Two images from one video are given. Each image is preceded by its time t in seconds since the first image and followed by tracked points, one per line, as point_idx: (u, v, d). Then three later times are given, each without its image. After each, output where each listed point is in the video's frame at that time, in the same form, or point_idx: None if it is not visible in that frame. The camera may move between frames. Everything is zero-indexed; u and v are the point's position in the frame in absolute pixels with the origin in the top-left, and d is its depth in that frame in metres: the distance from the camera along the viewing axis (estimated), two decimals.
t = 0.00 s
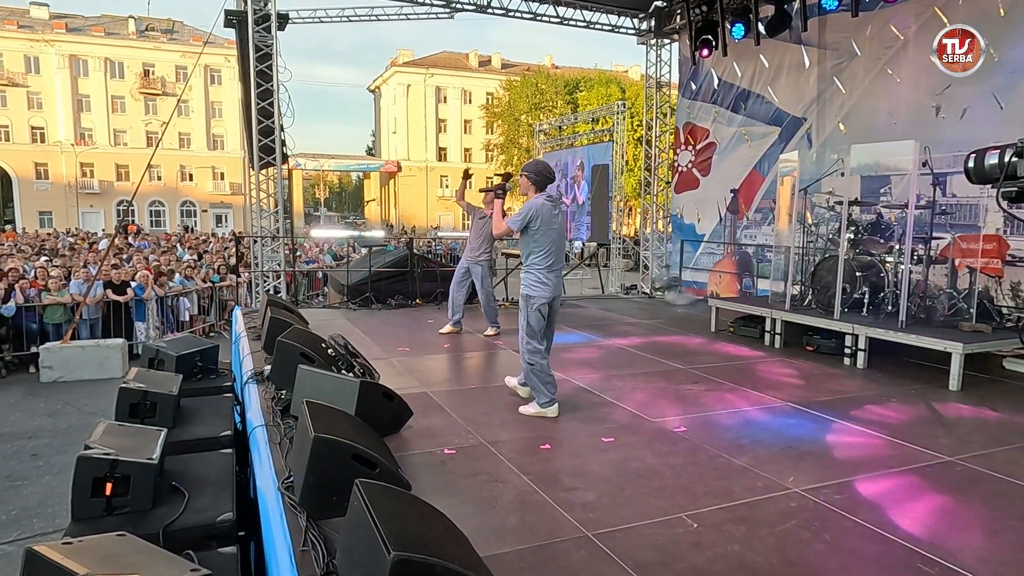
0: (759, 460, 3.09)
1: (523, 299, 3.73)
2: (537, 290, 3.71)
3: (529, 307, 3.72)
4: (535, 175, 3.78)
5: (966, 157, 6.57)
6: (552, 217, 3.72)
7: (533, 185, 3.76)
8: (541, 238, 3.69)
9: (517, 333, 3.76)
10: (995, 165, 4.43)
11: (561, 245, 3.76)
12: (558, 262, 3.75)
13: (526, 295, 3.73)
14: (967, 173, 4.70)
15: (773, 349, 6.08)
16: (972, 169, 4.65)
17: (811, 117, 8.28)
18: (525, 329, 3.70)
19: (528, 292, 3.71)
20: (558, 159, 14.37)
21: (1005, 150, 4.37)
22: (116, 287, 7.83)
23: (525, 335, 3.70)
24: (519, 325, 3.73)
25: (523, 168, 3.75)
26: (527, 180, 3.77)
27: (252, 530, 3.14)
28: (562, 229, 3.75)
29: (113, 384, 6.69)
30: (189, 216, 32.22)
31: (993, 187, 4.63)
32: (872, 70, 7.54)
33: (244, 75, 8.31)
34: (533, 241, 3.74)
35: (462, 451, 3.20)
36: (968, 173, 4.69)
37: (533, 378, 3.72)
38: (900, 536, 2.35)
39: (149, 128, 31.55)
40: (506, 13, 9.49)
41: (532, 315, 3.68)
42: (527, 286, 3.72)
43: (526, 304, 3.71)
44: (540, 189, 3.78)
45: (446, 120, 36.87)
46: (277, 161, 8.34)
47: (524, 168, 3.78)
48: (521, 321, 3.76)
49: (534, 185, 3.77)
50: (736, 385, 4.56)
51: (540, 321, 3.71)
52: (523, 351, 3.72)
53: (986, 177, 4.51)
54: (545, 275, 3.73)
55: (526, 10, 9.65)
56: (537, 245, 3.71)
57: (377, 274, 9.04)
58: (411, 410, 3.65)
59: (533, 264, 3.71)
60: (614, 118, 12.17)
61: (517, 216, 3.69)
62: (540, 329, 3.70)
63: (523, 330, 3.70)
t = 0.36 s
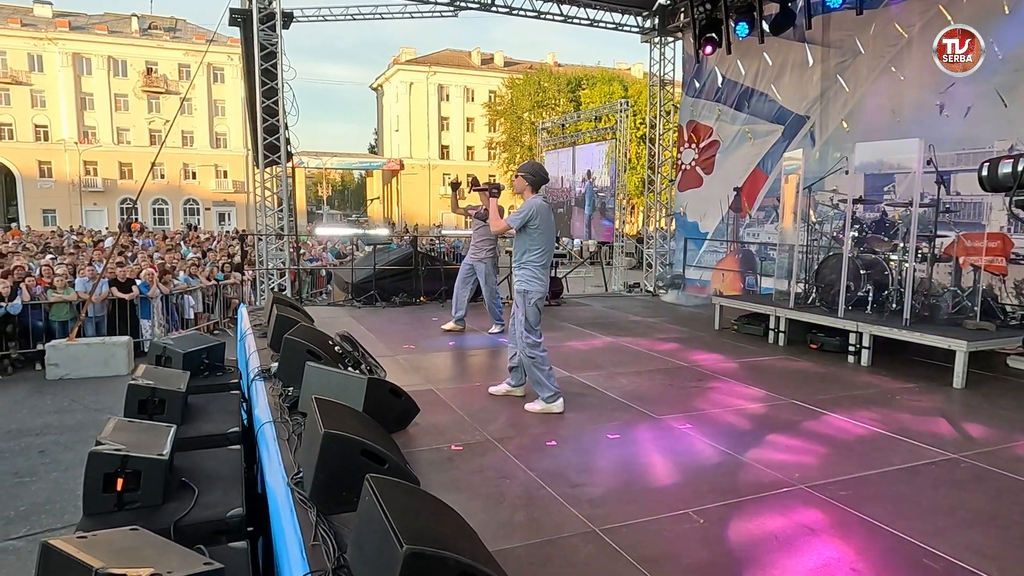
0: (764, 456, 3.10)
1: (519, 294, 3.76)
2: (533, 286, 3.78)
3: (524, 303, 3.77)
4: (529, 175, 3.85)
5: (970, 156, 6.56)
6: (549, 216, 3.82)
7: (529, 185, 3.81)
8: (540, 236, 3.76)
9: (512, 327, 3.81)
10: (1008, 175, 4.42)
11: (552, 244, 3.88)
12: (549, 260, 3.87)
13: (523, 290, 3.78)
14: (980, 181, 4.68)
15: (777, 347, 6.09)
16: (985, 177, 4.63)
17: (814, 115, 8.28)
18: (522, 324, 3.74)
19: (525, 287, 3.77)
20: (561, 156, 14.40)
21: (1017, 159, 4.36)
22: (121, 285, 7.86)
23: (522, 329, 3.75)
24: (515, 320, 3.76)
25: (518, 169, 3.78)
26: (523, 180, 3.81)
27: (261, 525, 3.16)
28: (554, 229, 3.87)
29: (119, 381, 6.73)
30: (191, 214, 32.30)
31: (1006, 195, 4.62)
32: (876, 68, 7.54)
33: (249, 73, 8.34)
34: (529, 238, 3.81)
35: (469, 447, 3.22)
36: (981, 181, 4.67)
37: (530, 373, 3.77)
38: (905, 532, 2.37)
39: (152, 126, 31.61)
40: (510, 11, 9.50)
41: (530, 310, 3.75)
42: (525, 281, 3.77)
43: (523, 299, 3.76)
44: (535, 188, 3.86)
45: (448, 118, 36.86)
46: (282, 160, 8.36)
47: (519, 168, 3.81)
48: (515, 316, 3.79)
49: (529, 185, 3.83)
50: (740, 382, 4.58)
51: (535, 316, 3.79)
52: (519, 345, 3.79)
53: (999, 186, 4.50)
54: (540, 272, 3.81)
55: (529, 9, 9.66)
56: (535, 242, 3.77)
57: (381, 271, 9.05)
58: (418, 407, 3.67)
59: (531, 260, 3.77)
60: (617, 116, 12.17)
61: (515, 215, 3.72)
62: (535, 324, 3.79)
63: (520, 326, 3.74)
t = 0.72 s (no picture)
0: (769, 451, 3.13)
1: (522, 287, 3.79)
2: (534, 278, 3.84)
3: (525, 295, 3.81)
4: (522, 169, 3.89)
5: (973, 153, 6.57)
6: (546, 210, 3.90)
7: (525, 179, 3.85)
8: (540, 229, 3.83)
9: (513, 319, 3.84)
10: None
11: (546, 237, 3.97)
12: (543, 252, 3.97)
13: (524, 282, 3.82)
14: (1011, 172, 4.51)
15: (781, 344, 6.11)
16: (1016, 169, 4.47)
17: (817, 112, 8.28)
18: (525, 315, 3.79)
19: (528, 279, 3.81)
20: (563, 153, 14.42)
21: None
22: (126, 281, 7.89)
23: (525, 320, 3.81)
24: (517, 312, 3.79)
25: (515, 164, 3.80)
26: (518, 175, 3.84)
27: (270, 519, 3.20)
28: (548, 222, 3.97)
29: (126, 377, 6.78)
30: (194, 211, 32.36)
31: None
32: (880, 65, 7.53)
33: (253, 70, 8.35)
34: (528, 231, 3.86)
35: (477, 442, 3.25)
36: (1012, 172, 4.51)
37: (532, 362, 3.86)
38: (908, 525, 2.40)
39: (154, 122, 31.62)
40: (514, 8, 9.50)
41: (532, 302, 3.81)
42: (527, 274, 3.81)
43: (525, 291, 3.80)
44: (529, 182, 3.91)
45: (450, 114, 36.84)
46: (286, 157, 8.38)
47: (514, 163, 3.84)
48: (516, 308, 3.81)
49: (524, 180, 3.87)
50: (745, 378, 4.60)
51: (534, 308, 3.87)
52: (523, 336, 3.83)
53: None
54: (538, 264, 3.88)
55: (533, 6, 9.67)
56: (536, 235, 3.83)
57: (385, 268, 9.11)
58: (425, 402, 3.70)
59: (532, 252, 3.82)
60: (620, 113, 12.16)
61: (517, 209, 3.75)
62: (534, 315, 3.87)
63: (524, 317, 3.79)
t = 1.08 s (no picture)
0: (773, 445, 3.15)
1: (540, 284, 3.83)
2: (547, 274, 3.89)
3: (542, 291, 3.86)
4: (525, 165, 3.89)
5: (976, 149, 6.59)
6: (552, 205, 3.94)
7: (529, 175, 3.86)
8: (549, 223, 3.86)
9: (531, 314, 3.85)
10: None
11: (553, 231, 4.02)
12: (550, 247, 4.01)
13: (539, 278, 3.85)
14: None
15: (783, 340, 6.13)
16: None
17: (820, 109, 8.28)
18: (544, 311, 3.84)
19: (543, 274, 3.84)
20: (566, 150, 14.45)
21: None
22: (131, 278, 7.92)
23: (544, 316, 3.85)
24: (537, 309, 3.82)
25: (520, 160, 3.80)
26: (523, 171, 3.84)
27: (278, 512, 3.24)
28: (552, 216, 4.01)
29: (131, 373, 6.82)
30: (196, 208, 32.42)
31: None
32: (883, 62, 7.53)
33: (257, 67, 8.38)
34: (536, 226, 3.87)
35: (483, 436, 3.27)
36: None
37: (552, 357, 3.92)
38: (912, 518, 2.43)
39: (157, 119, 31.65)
40: (517, 5, 9.51)
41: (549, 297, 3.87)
42: (541, 269, 3.84)
43: (543, 287, 3.85)
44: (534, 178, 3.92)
45: (452, 111, 36.83)
46: (291, 154, 8.41)
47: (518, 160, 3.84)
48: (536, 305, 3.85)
49: (529, 176, 3.87)
50: (748, 374, 4.62)
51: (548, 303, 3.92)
52: (542, 331, 3.85)
53: None
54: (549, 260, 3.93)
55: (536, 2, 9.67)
56: (546, 230, 3.86)
57: (389, 264, 9.13)
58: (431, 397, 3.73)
59: (544, 248, 3.85)
60: (623, 110, 12.15)
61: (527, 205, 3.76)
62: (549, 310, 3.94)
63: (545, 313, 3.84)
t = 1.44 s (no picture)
0: (780, 441, 3.16)
1: (564, 283, 3.82)
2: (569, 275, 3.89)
3: (565, 291, 3.85)
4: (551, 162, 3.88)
5: (980, 146, 6.61)
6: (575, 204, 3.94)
7: (554, 172, 3.86)
8: (575, 220, 3.86)
9: (554, 314, 3.83)
10: None
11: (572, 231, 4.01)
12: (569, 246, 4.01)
13: (563, 278, 3.84)
14: None
15: (787, 336, 6.14)
16: None
17: (824, 105, 8.28)
18: (566, 311, 3.83)
19: (568, 274, 3.83)
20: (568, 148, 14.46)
21: None
22: (134, 275, 7.94)
23: (566, 316, 3.84)
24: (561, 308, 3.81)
25: (547, 156, 3.79)
26: (550, 168, 3.83)
27: (286, 507, 3.24)
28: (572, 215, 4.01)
29: (135, 370, 6.83)
30: (198, 206, 32.44)
31: None
32: (887, 58, 7.52)
33: (261, 65, 8.39)
34: (561, 223, 3.86)
35: (490, 432, 3.28)
36: None
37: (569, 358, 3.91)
38: (921, 513, 2.43)
39: (158, 117, 31.65)
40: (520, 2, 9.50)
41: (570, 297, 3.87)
42: (568, 268, 3.83)
43: (566, 287, 3.84)
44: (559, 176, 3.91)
45: (454, 109, 36.84)
46: (295, 151, 8.42)
47: (545, 156, 3.82)
48: (559, 305, 3.83)
49: (554, 173, 3.86)
50: (754, 371, 4.63)
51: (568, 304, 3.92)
52: (566, 331, 3.83)
53: None
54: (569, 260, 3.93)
55: None
56: (572, 227, 3.85)
57: (393, 262, 9.08)
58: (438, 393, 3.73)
59: (569, 247, 3.84)
60: (625, 108, 12.12)
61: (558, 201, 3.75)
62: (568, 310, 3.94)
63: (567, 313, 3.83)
